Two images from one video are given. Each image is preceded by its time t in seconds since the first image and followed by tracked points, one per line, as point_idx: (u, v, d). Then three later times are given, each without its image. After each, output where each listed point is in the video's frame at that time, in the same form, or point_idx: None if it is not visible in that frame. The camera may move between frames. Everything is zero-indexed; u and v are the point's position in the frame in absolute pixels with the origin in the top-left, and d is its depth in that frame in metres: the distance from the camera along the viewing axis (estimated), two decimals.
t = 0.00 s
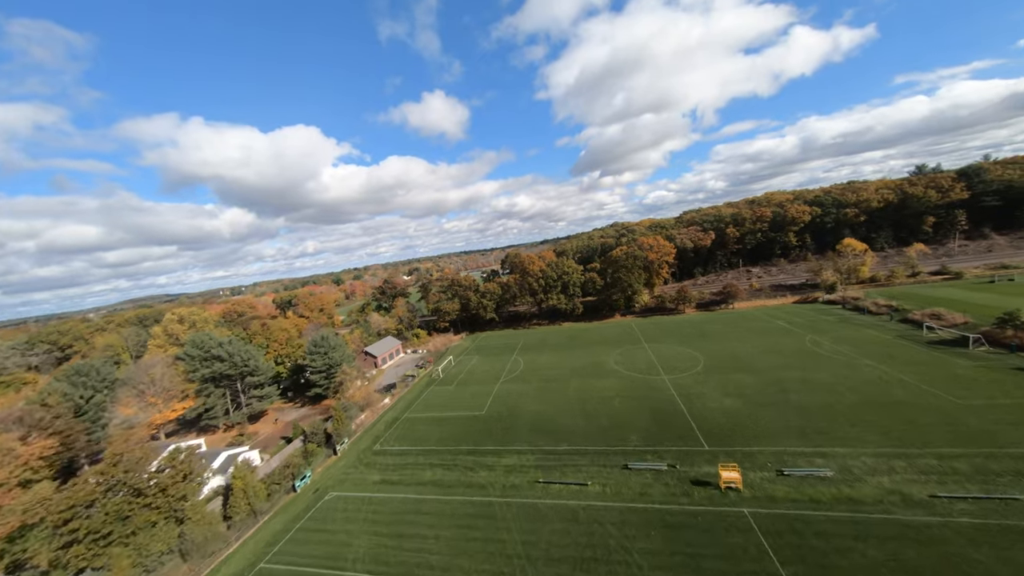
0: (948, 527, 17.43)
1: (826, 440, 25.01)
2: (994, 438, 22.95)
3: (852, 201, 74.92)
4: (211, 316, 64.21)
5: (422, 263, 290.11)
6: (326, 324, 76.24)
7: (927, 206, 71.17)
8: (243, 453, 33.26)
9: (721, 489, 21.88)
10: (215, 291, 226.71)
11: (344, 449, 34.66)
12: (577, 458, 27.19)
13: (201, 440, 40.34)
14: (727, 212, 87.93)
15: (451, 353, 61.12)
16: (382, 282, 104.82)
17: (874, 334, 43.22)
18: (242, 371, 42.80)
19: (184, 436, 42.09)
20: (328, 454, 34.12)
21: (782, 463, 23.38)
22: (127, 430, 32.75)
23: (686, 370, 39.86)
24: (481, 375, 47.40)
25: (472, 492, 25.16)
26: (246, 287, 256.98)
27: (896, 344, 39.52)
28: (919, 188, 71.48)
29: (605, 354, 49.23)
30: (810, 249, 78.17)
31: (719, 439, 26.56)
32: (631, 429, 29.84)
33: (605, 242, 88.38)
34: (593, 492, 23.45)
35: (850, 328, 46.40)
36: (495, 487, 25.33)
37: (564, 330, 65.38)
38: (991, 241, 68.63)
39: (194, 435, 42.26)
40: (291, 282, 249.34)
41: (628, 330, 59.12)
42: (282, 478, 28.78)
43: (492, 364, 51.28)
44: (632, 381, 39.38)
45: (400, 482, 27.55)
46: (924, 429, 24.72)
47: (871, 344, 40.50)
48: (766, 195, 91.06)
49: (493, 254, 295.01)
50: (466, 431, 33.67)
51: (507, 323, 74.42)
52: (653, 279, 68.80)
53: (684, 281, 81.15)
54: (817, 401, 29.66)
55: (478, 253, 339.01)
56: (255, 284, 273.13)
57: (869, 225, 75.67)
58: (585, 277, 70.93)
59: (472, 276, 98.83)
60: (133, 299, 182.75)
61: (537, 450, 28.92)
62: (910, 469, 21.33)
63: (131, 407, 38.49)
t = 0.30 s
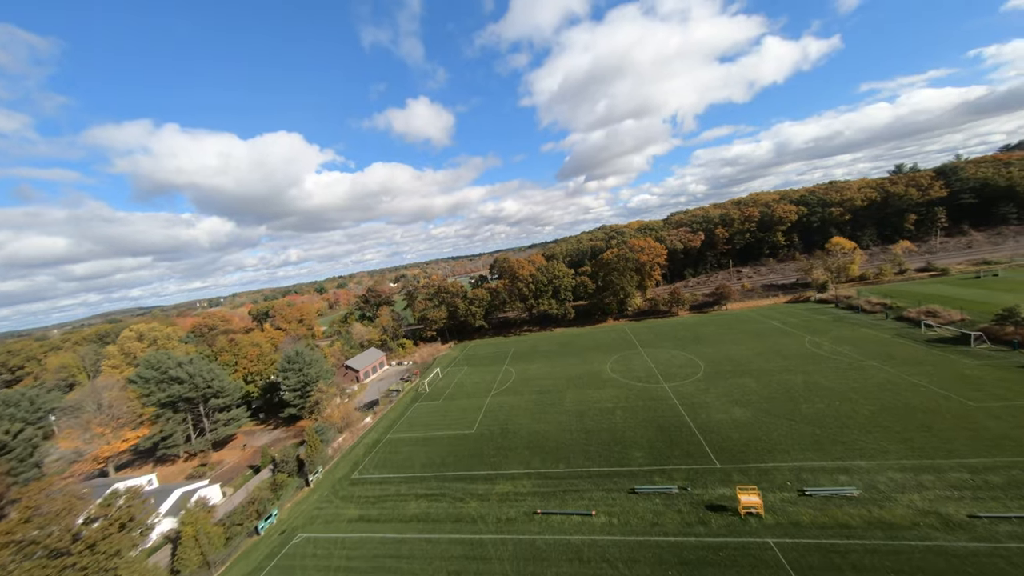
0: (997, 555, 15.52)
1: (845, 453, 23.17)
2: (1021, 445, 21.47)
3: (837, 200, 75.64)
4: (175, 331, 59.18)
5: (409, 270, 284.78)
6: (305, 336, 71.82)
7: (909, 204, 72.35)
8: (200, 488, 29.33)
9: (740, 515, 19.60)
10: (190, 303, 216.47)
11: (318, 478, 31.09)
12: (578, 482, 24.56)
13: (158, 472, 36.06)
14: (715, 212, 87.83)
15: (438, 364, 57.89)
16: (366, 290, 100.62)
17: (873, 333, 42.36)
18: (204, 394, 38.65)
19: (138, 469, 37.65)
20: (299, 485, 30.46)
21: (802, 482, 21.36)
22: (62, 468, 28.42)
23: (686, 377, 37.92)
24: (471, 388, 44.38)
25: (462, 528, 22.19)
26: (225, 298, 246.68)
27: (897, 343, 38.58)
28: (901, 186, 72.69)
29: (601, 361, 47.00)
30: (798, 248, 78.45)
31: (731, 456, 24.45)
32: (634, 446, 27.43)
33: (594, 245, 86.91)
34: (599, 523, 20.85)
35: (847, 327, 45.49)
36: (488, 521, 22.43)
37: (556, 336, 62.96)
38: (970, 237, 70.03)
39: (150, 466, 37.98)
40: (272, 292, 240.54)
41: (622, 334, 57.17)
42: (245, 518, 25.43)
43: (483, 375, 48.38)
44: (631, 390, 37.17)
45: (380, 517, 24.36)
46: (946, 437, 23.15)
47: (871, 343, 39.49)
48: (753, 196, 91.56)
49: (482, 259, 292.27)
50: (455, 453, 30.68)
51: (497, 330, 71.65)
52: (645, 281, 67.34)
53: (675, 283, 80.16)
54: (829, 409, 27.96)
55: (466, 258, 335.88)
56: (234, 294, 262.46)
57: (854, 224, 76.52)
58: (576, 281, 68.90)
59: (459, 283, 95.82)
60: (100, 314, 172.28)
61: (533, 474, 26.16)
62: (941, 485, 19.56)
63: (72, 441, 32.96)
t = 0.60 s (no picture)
0: None
1: (867, 468, 21.35)
2: None
3: (821, 200, 76.51)
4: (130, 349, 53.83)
5: (394, 277, 278.63)
6: (280, 350, 67.15)
7: (889, 204, 73.74)
8: (144, 535, 25.14)
9: (765, 547, 17.33)
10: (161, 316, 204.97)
11: (285, 516, 27.39)
12: (580, 512, 21.90)
13: (100, 515, 31.46)
14: (702, 214, 87.79)
15: (424, 377, 54.48)
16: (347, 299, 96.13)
17: (869, 333, 41.54)
18: (157, 421, 34.36)
19: (75, 512, 32.70)
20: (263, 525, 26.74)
21: (826, 504, 19.35)
22: None
23: (686, 385, 36.00)
24: (459, 403, 41.29)
25: None
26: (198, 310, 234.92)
27: (896, 343, 37.70)
28: (880, 186, 74.10)
29: (596, 369, 44.73)
30: (784, 249, 78.81)
31: (745, 475, 22.31)
32: (639, 466, 25.04)
33: (584, 248, 85.38)
34: (607, 563, 18.24)
35: (843, 328, 44.71)
36: (479, 565, 19.52)
37: (548, 343, 60.52)
38: (948, 235, 71.67)
39: (92, 506, 33.17)
40: (249, 303, 230.53)
41: (616, 340, 55.20)
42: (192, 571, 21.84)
43: (472, 388, 45.36)
44: (630, 401, 34.92)
45: (355, 564, 21.12)
46: (968, 446, 21.63)
47: (870, 344, 38.54)
48: (738, 197, 92.20)
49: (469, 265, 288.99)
50: (441, 480, 27.62)
51: (486, 338, 68.72)
52: (636, 284, 65.84)
53: (666, 285, 79.21)
54: (840, 418, 26.31)
55: (454, 264, 331.22)
56: (208, 306, 250.29)
57: (837, 224, 77.53)
58: (566, 286, 66.87)
59: (446, 289, 92.54)
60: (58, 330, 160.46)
61: (529, 503, 23.38)
62: (976, 502, 17.81)
63: None
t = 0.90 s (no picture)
0: None
1: (892, 485, 19.56)
2: None
3: (803, 201, 77.45)
4: (75, 371, 48.23)
5: (379, 285, 271.61)
6: (251, 367, 62.19)
7: (868, 204, 75.30)
8: None
9: None
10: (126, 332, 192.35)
11: (241, 566, 23.55)
12: (584, 550, 19.23)
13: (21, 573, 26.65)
14: (688, 216, 87.78)
15: (408, 391, 50.93)
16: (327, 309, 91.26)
17: (865, 333, 40.83)
18: (95, 457, 29.86)
19: None
20: None
21: (856, 530, 17.38)
22: None
23: (687, 393, 34.05)
24: (445, 421, 38.10)
25: None
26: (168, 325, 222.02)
27: (893, 343, 36.97)
28: (859, 187, 75.68)
29: (590, 378, 42.37)
30: (770, 249, 79.24)
31: (763, 498, 20.20)
32: (645, 490, 22.63)
33: (572, 252, 83.71)
34: None
35: (838, 328, 43.97)
36: None
37: (539, 351, 57.96)
38: (925, 234, 73.48)
39: (13, 562, 28.22)
40: (224, 315, 219.55)
41: (609, 346, 53.16)
42: None
43: (459, 404, 42.23)
44: (629, 414, 32.64)
45: None
46: (993, 454, 20.20)
47: (867, 344, 37.72)
48: (723, 199, 92.78)
49: (455, 271, 284.92)
50: (426, 513, 24.50)
51: (473, 348, 65.69)
52: (627, 288, 64.29)
53: (656, 288, 78.18)
54: (853, 428, 24.74)
55: (440, 271, 326.51)
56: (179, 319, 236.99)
57: (820, 224, 78.60)
58: (556, 291, 64.65)
59: (431, 297, 89.07)
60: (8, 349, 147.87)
61: (526, 540, 20.58)
62: (1019, 523, 16.09)
63: None
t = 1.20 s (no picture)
0: None
1: (923, 504, 17.81)
2: None
3: (785, 202, 78.51)
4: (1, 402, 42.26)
5: (361, 294, 263.66)
6: (215, 388, 56.94)
7: (845, 205, 77.03)
8: None
9: None
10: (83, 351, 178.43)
11: None
12: None
13: None
14: (674, 219, 87.77)
15: (389, 410, 47.18)
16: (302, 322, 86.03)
17: (859, 333, 40.17)
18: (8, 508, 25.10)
19: None
20: None
21: (893, 560, 15.44)
22: None
23: (687, 404, 32.09)
24: (428, 443, 34.78)
25: None
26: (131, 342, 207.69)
27: (889, 343, 36.27)
28: (837, 188, 77.39)
29: (584, 389, 39.95)
30: (754, 251, 79.79)
31: (785, 526, 18.08)
32: (653, 520, 20.21)
33: (559, 257, 81.89)
34: None
35: (831, 328, 43.37)
36: None
37: (528, 361, 55.28)
38: (900, 233, 75.62)
39: None
40: (193, 330, 207.39)
41: (601, 354, 51.10)
42: None
43: (444, 422, 38.95)
44: (628, 428, 30.33)
45: None
46: (1020, 463, 18.82)
47: (863, 344, 36.91)
48: (706, 202, 93.50)
49: (440, 279, 280.15)
50: (405, 558, 21.24)
51: (459, 359, 62.42)
52: (617, 292, 62.75)
53: (645, 292, 77.17)
54: (867, 438, 23.17)
55: (424, 279, 320.29)
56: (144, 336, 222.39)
57: (801, 225, 79.89)
58: (545, 297, 62.34)
59: (414, 306, 85.18)
60: None
61: None
62: None
63: None
